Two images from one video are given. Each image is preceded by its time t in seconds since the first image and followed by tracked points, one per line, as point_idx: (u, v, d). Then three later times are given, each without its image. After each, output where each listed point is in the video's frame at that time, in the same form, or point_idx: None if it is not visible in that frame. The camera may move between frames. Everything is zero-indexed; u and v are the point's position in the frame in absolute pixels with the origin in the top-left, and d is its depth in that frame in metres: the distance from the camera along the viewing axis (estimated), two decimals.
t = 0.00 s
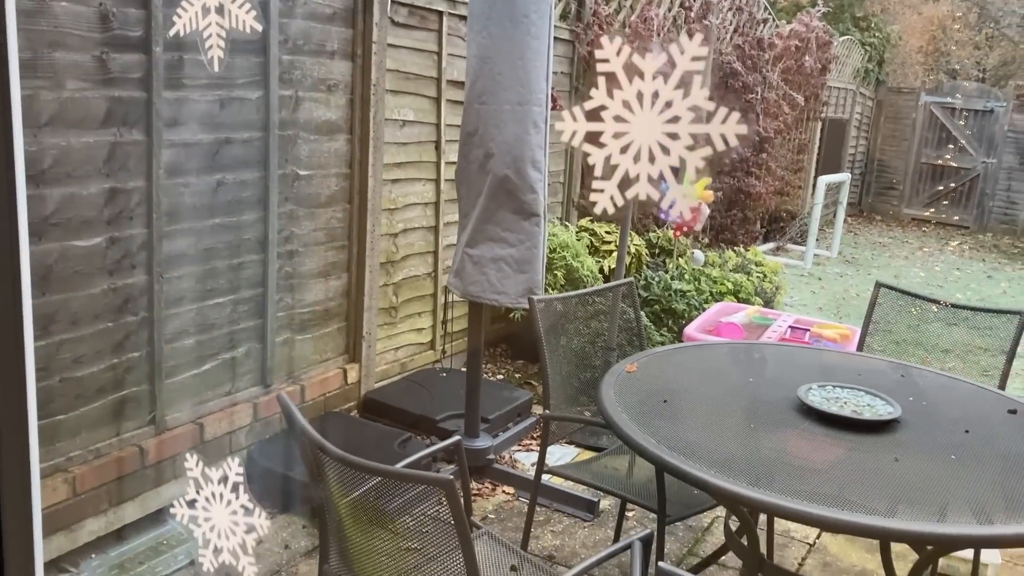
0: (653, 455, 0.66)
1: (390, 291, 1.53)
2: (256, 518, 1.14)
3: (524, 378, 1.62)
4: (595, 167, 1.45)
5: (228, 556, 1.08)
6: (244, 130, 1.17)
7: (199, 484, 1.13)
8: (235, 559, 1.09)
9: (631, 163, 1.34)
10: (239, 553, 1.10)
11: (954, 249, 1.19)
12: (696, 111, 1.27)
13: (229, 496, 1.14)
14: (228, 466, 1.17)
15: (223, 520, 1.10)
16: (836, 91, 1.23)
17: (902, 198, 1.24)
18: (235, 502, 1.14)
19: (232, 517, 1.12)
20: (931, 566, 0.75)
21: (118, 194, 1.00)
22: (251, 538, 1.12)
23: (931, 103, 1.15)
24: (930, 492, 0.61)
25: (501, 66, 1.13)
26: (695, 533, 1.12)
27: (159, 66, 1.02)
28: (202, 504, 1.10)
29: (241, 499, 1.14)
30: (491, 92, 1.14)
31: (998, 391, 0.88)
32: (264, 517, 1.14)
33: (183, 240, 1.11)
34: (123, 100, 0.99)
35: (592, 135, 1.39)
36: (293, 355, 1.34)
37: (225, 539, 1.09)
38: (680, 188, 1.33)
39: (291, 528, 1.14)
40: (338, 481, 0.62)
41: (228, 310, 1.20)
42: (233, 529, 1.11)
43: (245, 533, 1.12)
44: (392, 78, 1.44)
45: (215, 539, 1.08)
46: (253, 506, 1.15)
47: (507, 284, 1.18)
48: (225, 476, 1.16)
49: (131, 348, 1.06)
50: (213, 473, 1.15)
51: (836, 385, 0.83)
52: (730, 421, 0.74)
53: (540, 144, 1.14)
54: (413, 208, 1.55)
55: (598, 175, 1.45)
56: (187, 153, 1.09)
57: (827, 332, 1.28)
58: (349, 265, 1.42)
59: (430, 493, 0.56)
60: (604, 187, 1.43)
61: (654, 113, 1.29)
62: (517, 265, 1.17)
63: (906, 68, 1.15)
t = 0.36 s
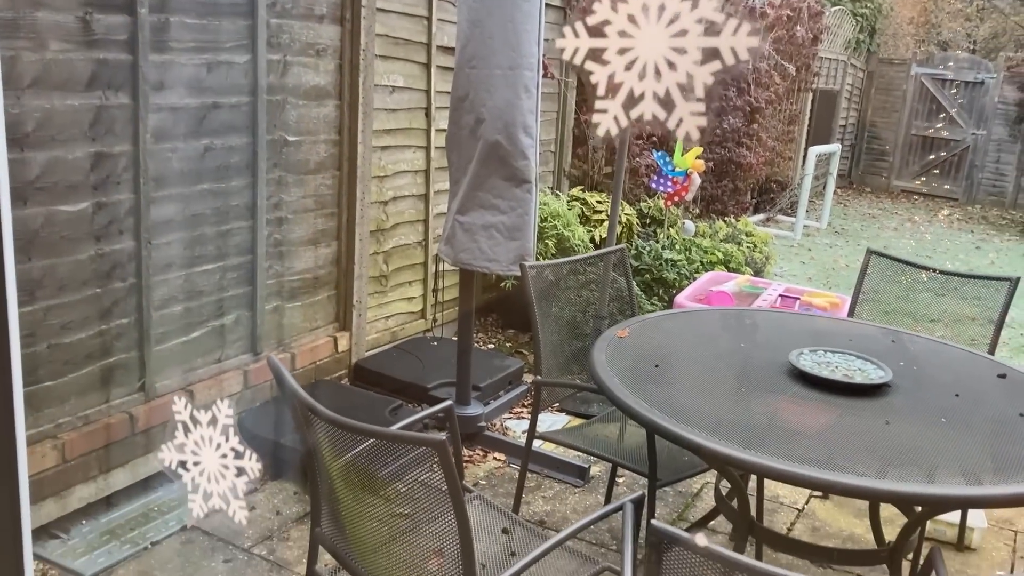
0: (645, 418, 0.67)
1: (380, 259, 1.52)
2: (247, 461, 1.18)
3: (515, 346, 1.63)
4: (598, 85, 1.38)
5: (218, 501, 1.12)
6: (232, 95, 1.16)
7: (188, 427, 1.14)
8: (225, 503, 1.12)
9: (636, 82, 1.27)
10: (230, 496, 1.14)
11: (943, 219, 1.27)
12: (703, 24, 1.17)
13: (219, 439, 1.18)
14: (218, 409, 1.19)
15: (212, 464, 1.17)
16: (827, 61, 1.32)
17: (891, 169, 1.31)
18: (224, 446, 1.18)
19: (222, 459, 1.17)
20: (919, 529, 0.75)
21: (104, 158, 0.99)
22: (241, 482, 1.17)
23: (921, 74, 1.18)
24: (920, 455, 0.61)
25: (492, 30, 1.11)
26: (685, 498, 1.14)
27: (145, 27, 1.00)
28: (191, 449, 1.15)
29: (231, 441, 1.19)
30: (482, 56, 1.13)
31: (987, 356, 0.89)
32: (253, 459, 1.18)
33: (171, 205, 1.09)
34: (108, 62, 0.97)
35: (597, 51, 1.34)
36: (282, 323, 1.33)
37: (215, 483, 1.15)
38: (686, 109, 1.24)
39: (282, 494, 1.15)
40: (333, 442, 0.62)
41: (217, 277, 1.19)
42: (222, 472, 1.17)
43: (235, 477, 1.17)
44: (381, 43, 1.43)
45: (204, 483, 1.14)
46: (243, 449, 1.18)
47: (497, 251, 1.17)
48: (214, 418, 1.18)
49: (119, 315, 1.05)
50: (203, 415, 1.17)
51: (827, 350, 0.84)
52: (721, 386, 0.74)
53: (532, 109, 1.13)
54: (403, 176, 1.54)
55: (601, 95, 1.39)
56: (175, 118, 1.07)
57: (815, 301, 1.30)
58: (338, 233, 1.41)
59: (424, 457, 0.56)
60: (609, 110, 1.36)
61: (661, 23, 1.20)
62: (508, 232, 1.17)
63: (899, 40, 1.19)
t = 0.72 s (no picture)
0: (639, 383, 0.67)
1: (371, 227, 1.51)
2: (243, 410, 1.18)
3: (507, 316, 1.64)
4: (614, 10, 1.40)
5: (215, 451, 1.14)
6: (220, 59, 1.14)
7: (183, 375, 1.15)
8: (223, 453, 1.15)
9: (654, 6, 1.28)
10: (227, 445, 1.16)
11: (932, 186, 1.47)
12: None
13: (217, 388, 1.18)
14: (215, 355, 1.20)
15: (210, 413, 1.17)
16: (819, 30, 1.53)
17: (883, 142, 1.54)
18: (222, 394, 1.18)
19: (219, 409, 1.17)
20: (910, 493, 0.76)
21: (91, 122, 0.97)
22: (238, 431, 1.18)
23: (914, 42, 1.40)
24: (910, 419, 0.62)
25: None
26: (676, 464, 1.15)
27: None
28: (187, 397, 1.14)
29: (229, 389, 1.19)
30: (474, 19, 1.11)
31: (979, 322, 0.90)
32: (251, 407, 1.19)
33: (160, 170, 1.08)
34: (93, 23, 0.94)
35: None
36: (273, 291, 1.32)
37: (212, 433, 1.16)
38: (707, 29, 1.26)
39: (274, 462, 1.15)
40: (327, 408, 0.62)
41: (207, 243, 1.18)
42: (219, 422, 1.17)
43: (231, 426, 1.18)
44: (371, 8, 1.41)
45: (201, 433, 1.15)
46: (240, 397, 1.18)
47: (489, 218, 1.16)
48: (211, 365, 1.19)
49: (107, 282, 1.04)
50: (199, 363, 1.17)
51: (821, 315, 0.84)
52: (715, 351, 0.75)
53: (525, 74, 1.11)
54: (394, 142, 1.53)
55: (619, 17, 1.39)
56: (163, 81, 1.05)
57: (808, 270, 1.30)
58: (329, 200, 1.39)
59: (421, 421, 0.56)
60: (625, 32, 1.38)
61: None
62: (501, 199, 1.16)
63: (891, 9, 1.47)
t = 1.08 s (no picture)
0: (634, 345, 0.67)
1: (361, 193, 1.50)
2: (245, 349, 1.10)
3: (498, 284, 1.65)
4: None
5: (216, 394, 1.12)
6: (208, 20, 1.11)
7: (182, 315, 1.11)
8: (224, 396, 1.12)
9: None
10: (229, 387, 1.12)
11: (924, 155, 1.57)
12: None
13: (217, 326, 1.11)
14: (216, 295, 1.14)
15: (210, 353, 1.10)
16: None
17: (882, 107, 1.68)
18: (221, 334, 1.10)
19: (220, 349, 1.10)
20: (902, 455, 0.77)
21: (77, 84, 0.95)
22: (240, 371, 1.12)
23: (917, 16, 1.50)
24: (904, 381, 0.63)
25: None
26: (667, 430, 1.16)
27: None
28: (186, 338, 1.10)
29: (229, 328, 1.11)
30: None
31: (972, 286, 0.91)
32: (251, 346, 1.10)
33: (148, 133, 1.06)
34: None
35: None
36: (265, 257, 1.31)
37: (212, 374, 1.11)
38: None
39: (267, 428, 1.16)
40: (322, 371, 0.61)
41: (197, 208, 1.17)
42: (221, 363, 1.11)
43: (233, 366, 1.12)
44: None
45: (201, 374, 1.11)
46: (241, 336, 1.10)
47: (482, 183, 1.15)
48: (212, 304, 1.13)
49: (95, 247, 1.02)
50: (199, 303, 1.12)
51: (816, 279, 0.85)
52: (708, 315, 0.75)
53: (517, 35, 1.10)
54: (384, 108, 1.51)
55: None
56: (150, 42, 1.03)
57: (799, 237, 1.30)
58: (319, 165, 1.38)
59: (417, 383, 0.56)
60: None
61: None
62: (493, 164, 1.15)
63: None
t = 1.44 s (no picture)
0: (624, 311, 0.67)
1: (349, 162, 1.49)
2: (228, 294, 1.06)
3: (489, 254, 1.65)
4: None
5: (197, 338, 1.10)
6: None
7: (161, 259, 1.08)
8: (205, 340, 1.10)
9: None
10: (210, 333, 1.09)
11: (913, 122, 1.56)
12: None
13: (197, 269, 1.05)
14: (194, 238, 1.12)
15: (191, 298, 1.05)
16: None
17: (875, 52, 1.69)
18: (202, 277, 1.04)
19: (200, 293, 1.04)
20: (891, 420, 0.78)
21: (57, 48, 0.94)
22: (222, 315, 1.08)
23: None
24: (892, 345, 0.63)
25: None
26: (655, 399, 1.16)
27: None
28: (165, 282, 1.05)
29: (209, 272, 1.05)
30: None
31: (961, 252, 0.91)
32: (234, 290, 1.06)
33: (131, 100, 1.04)
34: None
35: None
36: (252, 226, 1.30)
37: (192, 320, 1.07)
38: None
39: (255, 397, 1.15)
40: (310, 337, 0.61)
41: (182, 176, 1.15)
42: (201, 307, 1.06)
43: (215, 310, 1.07)
44: None
45: (181, 320, 1.07)
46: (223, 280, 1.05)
47: (471, 151, 1.14)
48: (190, 248, 1.09)
49: (78, 214, 1.01)
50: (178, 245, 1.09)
51: (806, 245, 0.85)
52: (698, 281, 0.75)
53: None
54: (371, 75, 1.49)
55: None
56: (131, 5, 1.01)
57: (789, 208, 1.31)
58: (305, 134, 1.36)
59: (408, 349, 0.55)
60: None
61: None
62: (481, 131, 1.14)
63: None
